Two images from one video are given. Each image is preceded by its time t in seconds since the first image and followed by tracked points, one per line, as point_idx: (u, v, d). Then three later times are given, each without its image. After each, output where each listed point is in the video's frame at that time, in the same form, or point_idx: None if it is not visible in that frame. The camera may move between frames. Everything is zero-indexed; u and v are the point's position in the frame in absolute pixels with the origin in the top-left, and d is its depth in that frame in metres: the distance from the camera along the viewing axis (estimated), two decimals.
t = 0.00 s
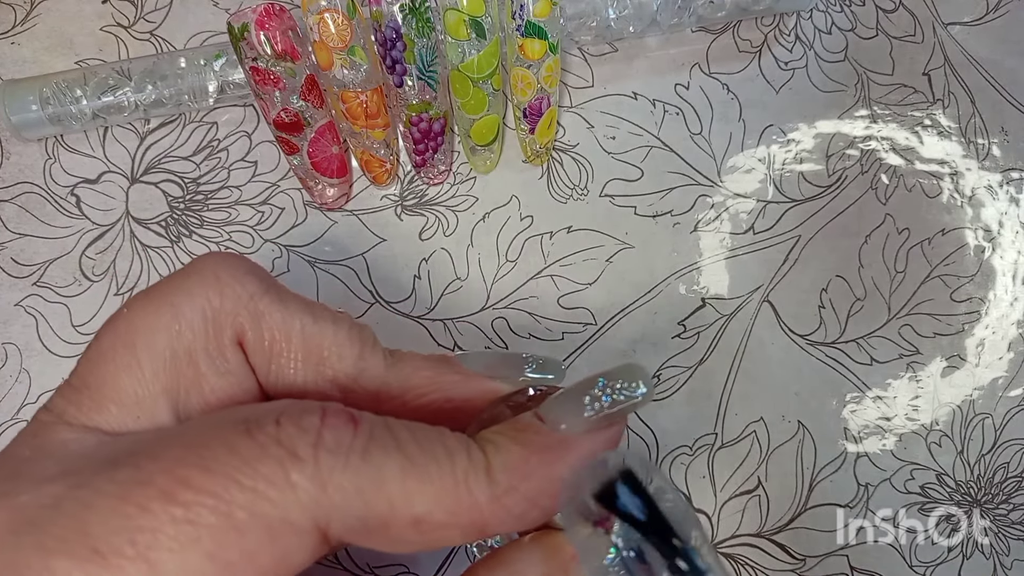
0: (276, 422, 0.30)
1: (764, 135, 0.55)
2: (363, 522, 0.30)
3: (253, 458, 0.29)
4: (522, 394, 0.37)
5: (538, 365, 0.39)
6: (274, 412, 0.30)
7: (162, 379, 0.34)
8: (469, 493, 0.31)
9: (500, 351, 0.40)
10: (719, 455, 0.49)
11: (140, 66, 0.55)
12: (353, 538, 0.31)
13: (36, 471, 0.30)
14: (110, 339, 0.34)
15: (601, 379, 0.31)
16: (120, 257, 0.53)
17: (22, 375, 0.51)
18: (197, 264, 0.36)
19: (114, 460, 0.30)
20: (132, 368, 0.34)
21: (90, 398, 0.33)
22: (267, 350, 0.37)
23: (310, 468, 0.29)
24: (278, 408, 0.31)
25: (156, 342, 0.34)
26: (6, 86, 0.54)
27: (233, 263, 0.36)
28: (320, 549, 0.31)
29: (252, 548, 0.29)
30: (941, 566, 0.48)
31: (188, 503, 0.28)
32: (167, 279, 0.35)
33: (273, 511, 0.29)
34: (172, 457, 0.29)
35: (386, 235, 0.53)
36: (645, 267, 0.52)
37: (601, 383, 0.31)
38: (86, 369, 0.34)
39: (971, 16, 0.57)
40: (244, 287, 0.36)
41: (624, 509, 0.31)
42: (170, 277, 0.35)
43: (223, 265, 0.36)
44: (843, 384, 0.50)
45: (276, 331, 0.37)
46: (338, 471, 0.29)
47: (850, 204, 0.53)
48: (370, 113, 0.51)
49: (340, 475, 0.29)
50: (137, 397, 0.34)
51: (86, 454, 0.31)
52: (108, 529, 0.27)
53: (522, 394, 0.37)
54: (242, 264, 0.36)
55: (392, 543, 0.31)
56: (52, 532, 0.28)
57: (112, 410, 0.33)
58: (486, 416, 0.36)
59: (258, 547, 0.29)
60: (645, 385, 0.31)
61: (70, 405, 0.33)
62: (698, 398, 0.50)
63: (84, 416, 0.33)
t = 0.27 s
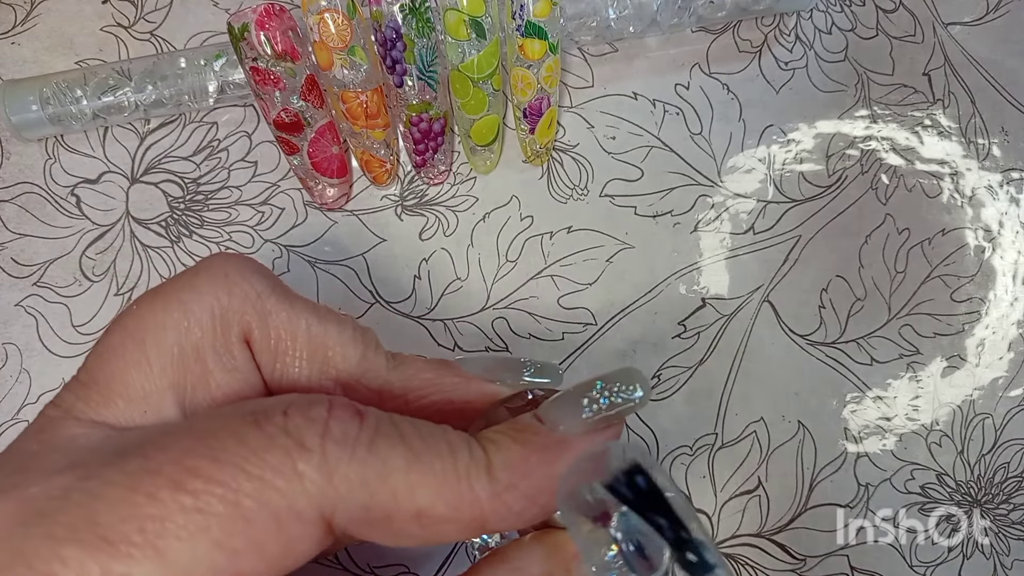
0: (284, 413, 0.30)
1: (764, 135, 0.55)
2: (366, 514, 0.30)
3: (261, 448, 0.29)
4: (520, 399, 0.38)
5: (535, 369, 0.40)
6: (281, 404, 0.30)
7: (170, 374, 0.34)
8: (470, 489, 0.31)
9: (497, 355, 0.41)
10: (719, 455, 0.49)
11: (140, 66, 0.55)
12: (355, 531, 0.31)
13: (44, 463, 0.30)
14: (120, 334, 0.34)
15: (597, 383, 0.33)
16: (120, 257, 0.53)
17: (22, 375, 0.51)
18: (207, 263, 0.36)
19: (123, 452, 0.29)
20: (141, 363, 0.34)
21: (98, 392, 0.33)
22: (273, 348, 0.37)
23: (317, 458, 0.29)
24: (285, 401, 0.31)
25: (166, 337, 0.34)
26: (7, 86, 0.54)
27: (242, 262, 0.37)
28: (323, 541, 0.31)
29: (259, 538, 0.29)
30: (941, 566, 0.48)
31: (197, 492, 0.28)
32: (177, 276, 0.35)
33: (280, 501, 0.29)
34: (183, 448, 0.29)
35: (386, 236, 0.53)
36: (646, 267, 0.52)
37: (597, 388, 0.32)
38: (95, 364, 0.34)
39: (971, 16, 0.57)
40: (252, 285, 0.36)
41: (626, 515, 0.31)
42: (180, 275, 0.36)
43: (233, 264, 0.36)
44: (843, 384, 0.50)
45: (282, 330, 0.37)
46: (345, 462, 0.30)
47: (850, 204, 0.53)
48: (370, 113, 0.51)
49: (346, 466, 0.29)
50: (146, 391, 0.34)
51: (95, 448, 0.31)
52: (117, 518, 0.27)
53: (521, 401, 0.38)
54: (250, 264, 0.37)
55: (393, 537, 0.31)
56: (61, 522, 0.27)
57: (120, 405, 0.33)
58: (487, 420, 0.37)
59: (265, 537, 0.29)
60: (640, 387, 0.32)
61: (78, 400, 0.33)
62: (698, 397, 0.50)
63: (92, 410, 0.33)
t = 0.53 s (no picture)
0: (296, 415, 0.30)
1: (764, 135, 0.55)
2: (375, 517, 0.30)
3: (273, 449, 0.29)
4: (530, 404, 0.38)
5: (538, 377, 0.42)
6: (293, 406, 0.30)
7: (181, 376, 0.34)
8: (478, 492, 0.31)
9: (501, 364, 0.42)
10: (719, 455, 0.49)
11: (140, 66, 0.55)
12: (363, 535, 0.31)
13: (54, 464, 0.30)
14: (131, 335, 0.34)
15: (603, 391, 0.32)
16: (120, 257, 0.53)
17: (22, 375, 0.51)
18: (219, 266, 0.36)
19: (134, 453, 0.29)
20: (152, 364, 0.34)
21: (109, 393, 0.33)
22: (283, 352, 0.37)
23: (328, 460, 0.29)
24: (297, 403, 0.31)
25: (177, 339, 0.34)
26: (6, 86, 0.54)
27: (253, 266, 0.37)
28: (333, 545, 0.31)
29: (272, 539, 0.29)
30: (941, 566, 0.48)
31: (211, 493, 0.28)
32: (189, 279, 0.35)
33: (293, 502, 0.29)
34: (196, 448, 0.29)
35: (386, 236, 0.53)
36: (646, 267, 0.52)
37: (603, 394, 0.32)
38: (105, 365, 0.34)
39: (971, 16, 0.57)
40: (264, 289, 0.36)
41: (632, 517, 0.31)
42: (192, 277, 0.36)
43: (244, 267, 0.36)
44: (843, 384, 0.50)
45: (292, 333, 0.37)
46: (356, 464, 0.29)
47: (850, 204, 0.53)
48: (370, 113, 0.51)
49: (357, 468, 0.29)
50: (156, 392, 0.34)
51: (105, 449, 0.31)
52: (131, 517, 0.27)
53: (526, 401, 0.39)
54: (262, 267, 0.37)
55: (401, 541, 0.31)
56: (74, 522, 0.27)
57: (131, 406, 0.33)
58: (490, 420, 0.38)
59: (278, 538, 0.29)
60: (646, 395, 0.31)
61: (89, 401, 0.33)
62: (698, 397, 0.50)
63: (103, 411, 0.33)
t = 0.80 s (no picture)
0: (298, 415, 0.30)
1: (764, 135, 0.55)
2: (376, 519, 0.30)
3: (276, 449, 0.29)
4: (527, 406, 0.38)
5: (539, 378, 0.41)
6: (295, 406, 0.30)
7: (183, 376, 0.34)
8: (479, 494, 0.31)
9: (502, 365, 0.42)
10: (718, 455, 0.49)
11: (140, 65, 0.55)
12: (364, 536, 0.31)
13: (57, 462, 0.30)
14: (132, 334, 0.34)
15: (603, 394, 0.32)
16: (120, 257, 0.53)
17: (22, 375, 0.51)
18: (220, 267, 0.36)
19: (137, 452, 0.29)
20: (154, 364, 0.34)
21: (110, 393, 0.33)
22: (285, 353, 0.37)
23: (331, 461, 0.29)
24: (298, 403, 0.31)
25: (179, 339, 0.34)
26: (6, 86, 0.54)
27: (255, 267, 0.37)
28: (334, 545, 0.31)
29: (273, 538, 0.29)
30: (941, 566, 0.48)
31: (214, 493, 0.28)
32: (192, 280, 0.35)
33: (295, 502, 0.29)
34: (199, 447, 0.29)
35: (386, 235, 0.53)
36: (646, 267, 0.52)
37: (604, 398, 0.32)
38: (106, 364, 0.34)
39: (971, 16, 0.57)
40: (267, 290, 0.36)
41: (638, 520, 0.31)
42: (194, 278, 0.36)
43: (246, 268, 0.36)
44: (843, 384, 0.50)
45: (294, 334, 0.37)
46: (358, 466, 0.30)
47: (850, 204, 0.53)
48: (370, 113, 0.51)
49: (359, 469, 0.29)
50: (158, 392, 0.34)
51: (107, 449, 0.30)
52: (134, 516, 0.27)
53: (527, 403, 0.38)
54: (264, 268, 0.37)
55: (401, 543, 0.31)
56: (77, 520, 0.27)
57: (132, 405, 0.33)
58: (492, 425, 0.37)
59: (279, 538, 0.29)
60: (646, 399, 0.32)
61: (90, 400, 0.33)
62: (698, 397, 0.50)
63: (104, 410, 0.33)
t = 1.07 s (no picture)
0: (306, 428, 0.30)
1: (764, 134, 0.55)
2: (383, 532, 0.31)
3: (283, 462, 0.29)
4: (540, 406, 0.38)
5: (560, 372, 0.40)
6: (303, 418, 0.31)
7: (192, 384, 0.34)
8: (487, 505, 0.31)
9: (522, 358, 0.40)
10: (718, 455, 0.49)
11: (140, 66, 0.55)
12: (371, 547, 0.32)
13: (63, 466, 0.30)
14: (142, 341, 0.34)
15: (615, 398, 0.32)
16: (120, 257, 0.53)
17: (22, 376, 0.51)
18: (232, 276, 0.36)
19: (144, 459, 0.29)
20: (163, 371, 0.34)
21: (118, 398, 0.33)
22: (299, 361, 0.37)
23: (338, 474, 0.29)
24: (305, 415, 0.31)
25: (189, 347, 0.34)
26: (7, 86, 0.54)
27: (266, 275, 0.37)
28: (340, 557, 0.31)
29: (278, 551, 0.29)
30: (942, 566, 0.48)
31: (219, 503, 0.28)
32: (203, 287, 0.35)
33: (301, 515, 0.29)
34: (206, 457, 0.29)
35: (386, 235, 0.53)
36: (645, 267, 0.52)
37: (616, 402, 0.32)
38: (115, 369, 0.34)
39: (971, 16, 0.57)
40: (278, 298, 0.36)
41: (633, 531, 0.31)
42: (204, 286, 0.36)
43: (257, 277, 0.36)
44: (843, 384, 0.50)
45: (307, 342, 0.37)
46: (365, 479, 0.30)
47: (850, 204, 0.53)
48: (370, 113, 0.51)
49: (366, 482, 0.30)
50: (166, 400, 0.34)
51: (114, 453, 0.31)
52: (139, 525, 0.27)
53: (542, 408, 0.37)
54: (275, 276, 0.37)
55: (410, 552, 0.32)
56: (82, 526, 0.27)
57: (139, 411, 0.33)
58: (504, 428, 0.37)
59: (285, 550, 0.29)
60: (659, 402, 0.32)
61: (98, 404, 0.33)
62: (698, 397, 0.50)
63: (112, 415, 0.33)
